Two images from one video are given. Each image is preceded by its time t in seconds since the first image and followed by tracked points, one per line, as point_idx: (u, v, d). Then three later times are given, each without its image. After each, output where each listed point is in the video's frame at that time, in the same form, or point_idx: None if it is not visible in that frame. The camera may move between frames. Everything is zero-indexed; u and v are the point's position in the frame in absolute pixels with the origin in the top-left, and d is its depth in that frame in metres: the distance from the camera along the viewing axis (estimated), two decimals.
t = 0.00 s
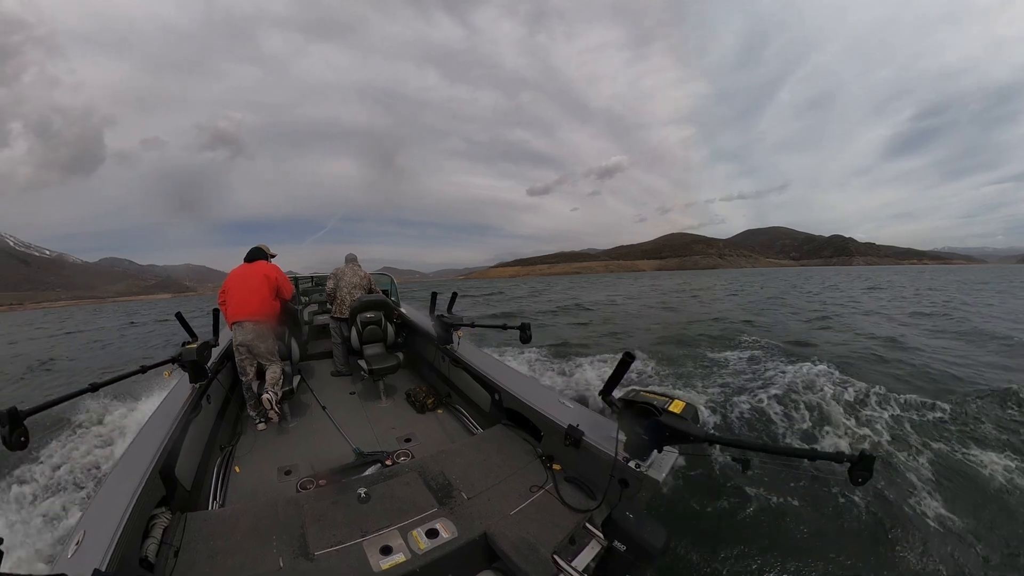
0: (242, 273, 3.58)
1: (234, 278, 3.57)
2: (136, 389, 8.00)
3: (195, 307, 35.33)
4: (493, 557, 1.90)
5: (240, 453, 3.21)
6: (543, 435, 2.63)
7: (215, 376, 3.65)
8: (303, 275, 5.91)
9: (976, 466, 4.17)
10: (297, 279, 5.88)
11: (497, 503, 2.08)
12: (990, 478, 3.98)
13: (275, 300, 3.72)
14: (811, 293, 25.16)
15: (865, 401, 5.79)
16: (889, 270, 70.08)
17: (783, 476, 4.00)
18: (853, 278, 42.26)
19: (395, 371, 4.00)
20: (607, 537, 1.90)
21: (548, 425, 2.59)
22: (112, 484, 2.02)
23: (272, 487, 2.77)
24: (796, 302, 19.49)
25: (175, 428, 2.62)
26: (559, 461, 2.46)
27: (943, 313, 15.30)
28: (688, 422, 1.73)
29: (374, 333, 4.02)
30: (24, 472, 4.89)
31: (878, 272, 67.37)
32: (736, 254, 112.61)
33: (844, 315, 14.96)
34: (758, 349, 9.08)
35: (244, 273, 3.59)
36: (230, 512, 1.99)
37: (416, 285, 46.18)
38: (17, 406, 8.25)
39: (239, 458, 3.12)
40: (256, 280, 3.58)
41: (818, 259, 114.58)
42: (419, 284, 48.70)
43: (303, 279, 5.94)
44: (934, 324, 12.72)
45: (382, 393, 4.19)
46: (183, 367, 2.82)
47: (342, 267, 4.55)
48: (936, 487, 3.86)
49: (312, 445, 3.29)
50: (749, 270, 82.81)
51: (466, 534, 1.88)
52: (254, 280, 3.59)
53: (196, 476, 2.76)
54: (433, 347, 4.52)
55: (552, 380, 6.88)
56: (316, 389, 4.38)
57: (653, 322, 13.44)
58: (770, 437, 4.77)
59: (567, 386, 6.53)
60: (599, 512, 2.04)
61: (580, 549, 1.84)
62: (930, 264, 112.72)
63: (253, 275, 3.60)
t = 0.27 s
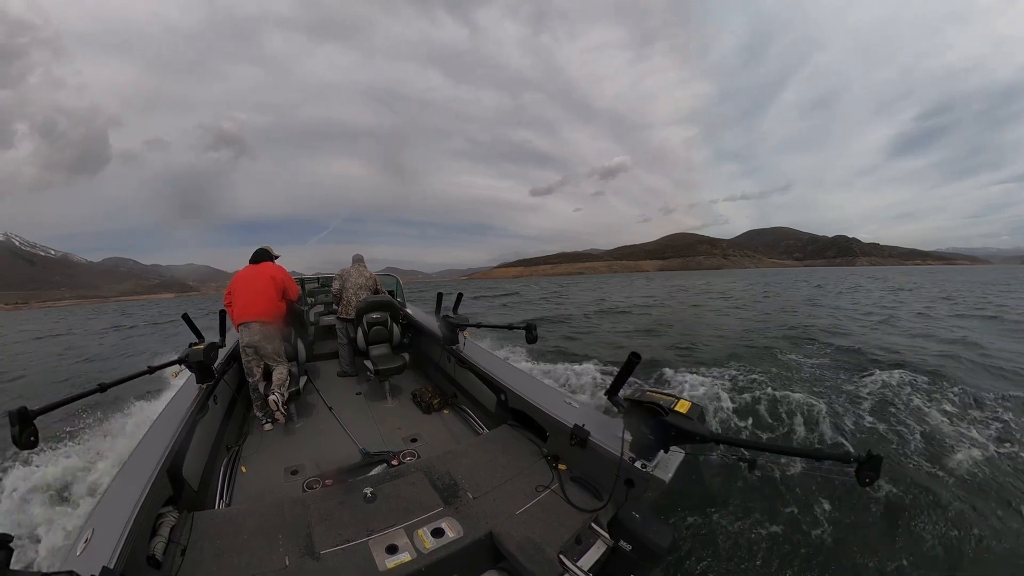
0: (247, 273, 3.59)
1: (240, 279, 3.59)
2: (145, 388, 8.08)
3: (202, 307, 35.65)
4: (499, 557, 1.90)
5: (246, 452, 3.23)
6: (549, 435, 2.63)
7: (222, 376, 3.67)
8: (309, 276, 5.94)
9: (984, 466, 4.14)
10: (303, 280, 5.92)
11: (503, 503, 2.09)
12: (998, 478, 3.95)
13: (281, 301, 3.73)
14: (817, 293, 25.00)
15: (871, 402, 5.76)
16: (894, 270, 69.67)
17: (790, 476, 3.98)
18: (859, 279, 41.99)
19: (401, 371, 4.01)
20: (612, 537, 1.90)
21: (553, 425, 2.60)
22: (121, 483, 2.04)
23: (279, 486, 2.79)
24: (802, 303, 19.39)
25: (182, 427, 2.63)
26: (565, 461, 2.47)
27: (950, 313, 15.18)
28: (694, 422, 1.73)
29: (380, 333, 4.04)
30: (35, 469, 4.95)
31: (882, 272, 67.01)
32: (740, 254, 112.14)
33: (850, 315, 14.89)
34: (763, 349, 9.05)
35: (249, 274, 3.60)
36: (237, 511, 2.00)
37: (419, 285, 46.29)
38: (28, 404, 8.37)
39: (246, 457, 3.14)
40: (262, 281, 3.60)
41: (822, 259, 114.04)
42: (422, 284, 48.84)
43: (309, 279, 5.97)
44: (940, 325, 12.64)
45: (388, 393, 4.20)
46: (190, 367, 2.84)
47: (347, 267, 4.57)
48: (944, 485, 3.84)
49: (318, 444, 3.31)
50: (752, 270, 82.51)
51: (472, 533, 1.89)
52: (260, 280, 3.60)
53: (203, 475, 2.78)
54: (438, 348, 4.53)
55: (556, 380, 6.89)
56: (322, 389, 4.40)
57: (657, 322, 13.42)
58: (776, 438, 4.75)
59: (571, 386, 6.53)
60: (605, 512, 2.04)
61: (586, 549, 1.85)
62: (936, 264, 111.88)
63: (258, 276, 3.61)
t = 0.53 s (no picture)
0: (253, 275, 3.61)
1: (246, 280, 3.60)
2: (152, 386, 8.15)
3: (208, 306, 35.82)
4: (503, 558, 1.90)
5: (252, 452, 3.24)
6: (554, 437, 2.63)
7: (227, 377, 3.69)
8: (314, 277, 5.97)
9: (992, 468, 4.11)
10: (308, 281, 5.94)
11: (508, 504, 2.08)
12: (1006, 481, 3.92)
13: (286, 302, 3.75)
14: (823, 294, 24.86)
15: (877, 404, 5.73)
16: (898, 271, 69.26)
17: (794, 478, 3.97)
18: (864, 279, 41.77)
19: (406, 372, 4.02)
20: (617, 540, 1.90)
21: (558, 427, 2.59)
22: (126, 481, 2.05)
23: (283, 485, 2.80)
24: (807, 303, 19.29)
25: (188, 426, 2.64)
26: (570, 463, 2.46)
27: (958, 314, 15.05)
28: (700, 423, 1.72)
29: (385, 334, 4.05)
30: (44, 468, 5.01)
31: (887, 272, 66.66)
32: (743, 254, 111.73)
33: (856, 316, 14.81)
34: (768, 350, 9.02)
35: (255, 275, 3.62)
36: (242, 510, 2.01)
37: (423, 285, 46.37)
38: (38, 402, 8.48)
39: (251, 457, 3.15)
40: (267, 282, 3.61)
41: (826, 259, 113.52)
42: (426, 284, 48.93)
43: (314, 280, 6.00)
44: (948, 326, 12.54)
45: (393, 393, 4.21)
46: (196, 367, 2.85)
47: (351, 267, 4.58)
48: (952, 488, 3.81)
49: (323, 444, 3.32)
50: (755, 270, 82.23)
51: (476, 535, 1.89)
52: (266, 282, 3.62)
53: (208, 475, 2.79)
54: (443, 348, 4.53)
55: (561, 381, 6.89)
56: (328, 390, 4.42)
57: (661, 323, 13.40)
58: (783, 440, 4.73)
59: (576, 387, 6.52)
60: (609, 515, 2.04)
61: (590, 551, 1.84)
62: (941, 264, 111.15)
63: (264, 277, 3.63)
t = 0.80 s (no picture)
0: (260, 271, 3.63)
1: (252, 277, 3.63)
2: (160, 381, 8.24)
3: (215, 304, 36.13)
4: (505, 554, 1.90)
5: (257, 446, 3.26)
6: (558, 434, 2.63)
7: (234, 372, 3.71)
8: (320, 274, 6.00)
9: (998, 471, 4.08)
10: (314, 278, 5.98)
11: (511, 500, 2.09)
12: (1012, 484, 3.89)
13: (293, 298, 3.78)
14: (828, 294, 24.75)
15: (883, 405, 5.70)
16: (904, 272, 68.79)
17: (798, 477, 3.97)
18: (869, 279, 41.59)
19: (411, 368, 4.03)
20: (619, 538, 1.89)
21: (563, 424, 2.59)
22: (134, 474, 2.07)
23: (288, 480, 2.81)
24: (812, 303, 19.18)
25: (194, 420, 2.67)
26: (573, 460, 2.46)
27: (965, 315, 14.93)
28: (703, 422, 1.73)
29: (391, 330, 4.06)
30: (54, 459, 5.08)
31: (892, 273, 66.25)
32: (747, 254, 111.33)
33: (861, 316, 14.73)
34: (773, 350, 9.00)
35: (261, 272, 3.64)
36: (247, 504, 2.03)
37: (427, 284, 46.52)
38: (49, 395, 8.60)
39: (256, 451, 3.17)
40: (274, 279, 3.64)
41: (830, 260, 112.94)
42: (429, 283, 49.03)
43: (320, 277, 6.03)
44: (955, 327, 12.43)
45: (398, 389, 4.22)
46: (203, 363, 2.87)
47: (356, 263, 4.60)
48: (957, 490, 3.80)
49: (328, 439, 3.33)
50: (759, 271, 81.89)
51: (479, 530, 1.89)
52: (272, 278, 3.65)
53: (214, 469, 2.81)
54: (448, 345, 4.55)
55: (565, 379, 6.90)
56: (333, 385, 4.44)
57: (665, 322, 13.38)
58: (788, 439, 4.72)
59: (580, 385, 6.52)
60: (612, 511, 2.04)
61: (592, 548, 1.84)
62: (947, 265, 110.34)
63: (270, 274, 3.65)
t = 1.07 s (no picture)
0: (265, 271, 3.64)
1: (258, 277, 3.64)
2: (168, 379, 8.32)
3: (221, 303, 36.40)
4: (507, 554, 1.90)
5: (262, 444, 3.28)
6: (562, 434, 2.63)
7: (240, 370, 3.73)
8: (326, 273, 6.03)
9: (1006, 475, 4.04)
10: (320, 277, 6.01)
11: (514, 500, 2.09)
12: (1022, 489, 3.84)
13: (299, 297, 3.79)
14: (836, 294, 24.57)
15: (890, 407, 5.66)
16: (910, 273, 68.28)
17: (803, 480, 3.95)
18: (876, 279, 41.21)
19: (416, 367, 4.04)
20: (621, 539, 1.89)
21: (567, 424, 2.59)
22: (140, 471, 2.09)
23: (293, 478, 2.82)
24: (819, 304, 19.05)
25: (200, 417, 2.68)
26: (577, 460, 2.46)
27: (975, 316, 14.77)
28: (708, 424, 1.72)
29: (396, 330, 4.07)
30: (63, 456, 5.14)
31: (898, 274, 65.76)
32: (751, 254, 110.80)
33: (868, 318, 14.62)
34: (778, 351, 8.96)
35: (266, 271, 3.65)
36: (252, 502, 2.04)
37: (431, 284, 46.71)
38: (59, 392, 8.72)
39: (261, 449, 3.19)
40: (280, 278, 3.65)
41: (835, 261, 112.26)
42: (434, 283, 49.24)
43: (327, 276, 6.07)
44: (964, 328, 12.30)
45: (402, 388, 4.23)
46: (209, 361, 2.89)
47: (359, 262, 4.61)
48: (965, 495, 3.76)
49: (332, 438, 3.34)
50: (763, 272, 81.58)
51: (482, 529, 1.89)
52: (278, 277, 3.66)
53: (219, 466, 2.83)
54: (454, 344, 4.55)
55: (571, 379, 6.89)
56: (339, 384, 4.45)
57: (670, 323, 13.34)
58: (793, 441, 4.71)
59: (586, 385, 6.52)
60: (615, 512, 2.04)
61: (594, 549, 1.84)
62: (955, 266, 109.37)
63: (276, 273, 3.66)
